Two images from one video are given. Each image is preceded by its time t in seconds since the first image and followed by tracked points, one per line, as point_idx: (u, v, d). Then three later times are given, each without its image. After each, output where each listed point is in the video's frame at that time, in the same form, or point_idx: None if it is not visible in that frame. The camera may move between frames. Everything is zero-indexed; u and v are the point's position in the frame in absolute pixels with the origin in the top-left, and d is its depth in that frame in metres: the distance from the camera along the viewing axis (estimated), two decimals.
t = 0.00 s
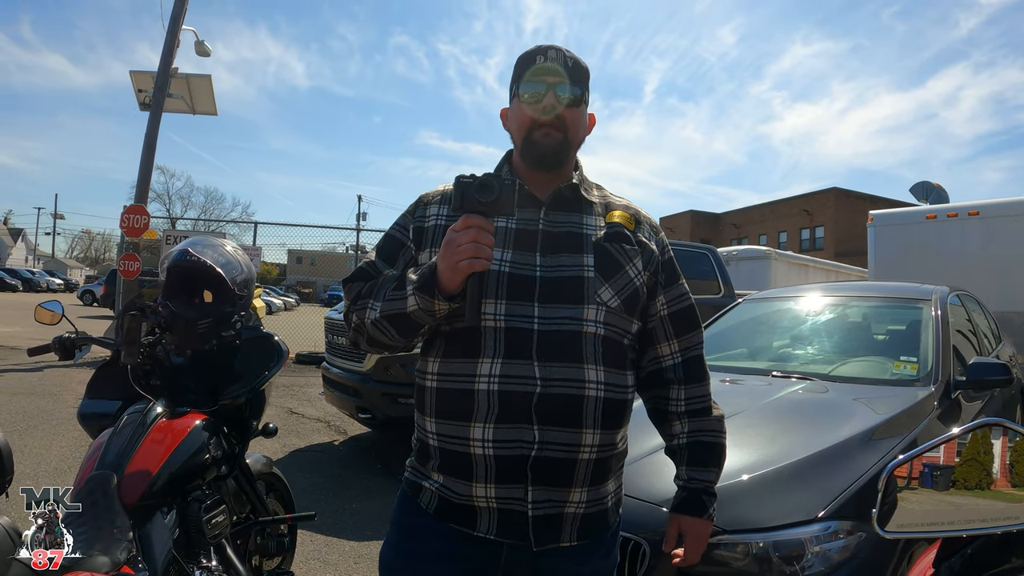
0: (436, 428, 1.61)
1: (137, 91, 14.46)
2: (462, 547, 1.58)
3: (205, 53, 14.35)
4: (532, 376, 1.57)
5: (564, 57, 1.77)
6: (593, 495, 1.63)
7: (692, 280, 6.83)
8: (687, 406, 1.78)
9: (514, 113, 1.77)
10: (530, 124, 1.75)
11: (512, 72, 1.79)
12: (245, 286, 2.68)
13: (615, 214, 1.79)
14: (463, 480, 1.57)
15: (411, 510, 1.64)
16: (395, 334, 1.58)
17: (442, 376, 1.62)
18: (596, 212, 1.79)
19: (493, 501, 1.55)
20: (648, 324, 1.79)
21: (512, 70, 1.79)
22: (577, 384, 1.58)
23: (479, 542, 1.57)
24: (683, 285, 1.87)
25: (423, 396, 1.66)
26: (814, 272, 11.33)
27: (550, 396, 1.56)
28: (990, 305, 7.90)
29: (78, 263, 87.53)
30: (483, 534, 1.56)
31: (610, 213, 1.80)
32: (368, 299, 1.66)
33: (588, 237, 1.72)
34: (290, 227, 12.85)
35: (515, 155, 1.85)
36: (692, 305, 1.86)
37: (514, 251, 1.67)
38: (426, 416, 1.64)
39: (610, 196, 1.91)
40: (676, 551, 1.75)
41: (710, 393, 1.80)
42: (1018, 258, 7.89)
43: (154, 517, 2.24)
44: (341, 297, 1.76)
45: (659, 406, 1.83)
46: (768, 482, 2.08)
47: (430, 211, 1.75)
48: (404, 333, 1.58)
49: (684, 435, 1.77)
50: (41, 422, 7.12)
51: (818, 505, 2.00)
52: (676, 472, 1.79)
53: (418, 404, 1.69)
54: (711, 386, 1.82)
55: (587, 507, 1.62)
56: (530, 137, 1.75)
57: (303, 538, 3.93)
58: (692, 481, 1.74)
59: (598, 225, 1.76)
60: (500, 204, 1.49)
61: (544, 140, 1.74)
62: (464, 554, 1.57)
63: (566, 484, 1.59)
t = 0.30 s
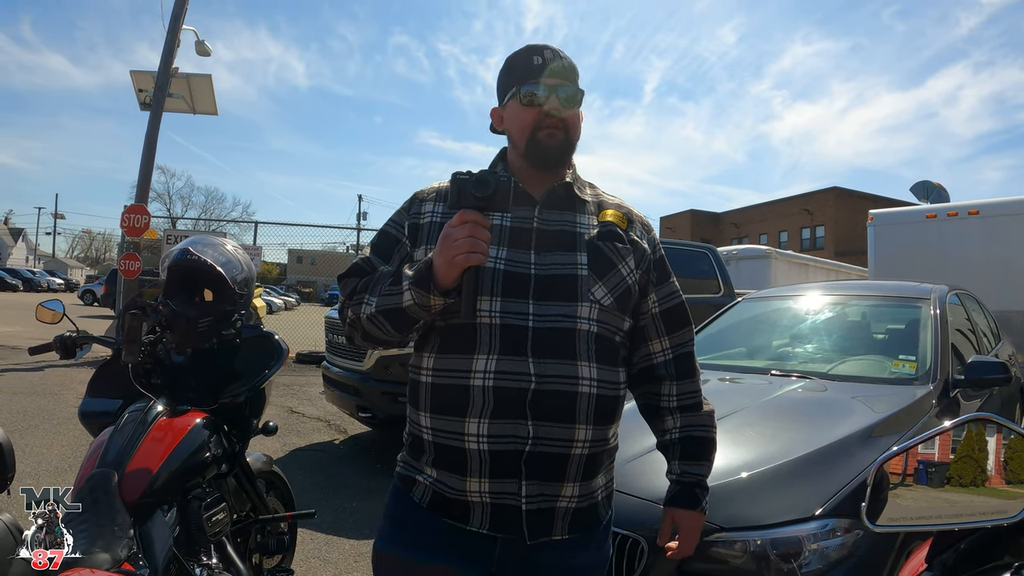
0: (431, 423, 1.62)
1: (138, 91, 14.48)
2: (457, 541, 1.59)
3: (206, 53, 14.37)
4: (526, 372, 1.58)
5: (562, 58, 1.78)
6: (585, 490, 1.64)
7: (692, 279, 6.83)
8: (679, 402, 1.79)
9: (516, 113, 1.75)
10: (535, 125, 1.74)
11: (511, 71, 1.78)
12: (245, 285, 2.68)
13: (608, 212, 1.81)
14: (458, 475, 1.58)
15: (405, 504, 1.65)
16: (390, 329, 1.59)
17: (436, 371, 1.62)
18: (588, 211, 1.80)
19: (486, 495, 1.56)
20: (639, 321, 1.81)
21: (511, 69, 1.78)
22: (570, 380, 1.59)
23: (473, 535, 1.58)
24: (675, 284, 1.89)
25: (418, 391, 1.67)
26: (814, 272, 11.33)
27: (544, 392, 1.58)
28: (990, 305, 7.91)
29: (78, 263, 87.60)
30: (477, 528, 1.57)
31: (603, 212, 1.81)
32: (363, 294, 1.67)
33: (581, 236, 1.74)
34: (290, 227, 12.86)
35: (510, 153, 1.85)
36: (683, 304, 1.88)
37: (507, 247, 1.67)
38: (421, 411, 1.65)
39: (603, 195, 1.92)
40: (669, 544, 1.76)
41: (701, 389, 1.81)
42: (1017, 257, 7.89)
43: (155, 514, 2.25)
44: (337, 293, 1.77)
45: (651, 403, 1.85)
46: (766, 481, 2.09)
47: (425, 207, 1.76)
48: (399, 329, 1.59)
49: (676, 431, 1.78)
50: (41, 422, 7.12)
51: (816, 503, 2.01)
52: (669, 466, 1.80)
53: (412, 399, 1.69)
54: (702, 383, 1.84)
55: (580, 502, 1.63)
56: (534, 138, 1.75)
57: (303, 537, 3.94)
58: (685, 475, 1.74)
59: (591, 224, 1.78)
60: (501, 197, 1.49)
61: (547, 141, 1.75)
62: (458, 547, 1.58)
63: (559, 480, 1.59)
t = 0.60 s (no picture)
0: (421, 420, 1.61)
1: (139, 91, 14.49)
2: (448, 538, 1.58)
3: (207, 53, 14.38)
4: (518, 368, 1.58)
5: (538, 64, 1.76)
6: (574, 483, 1.66)
7: (693, 279, 6.84)
8: (663, 396, 1.81)
9: (492, 127, 1.76)
10: (512, 139, 1.75)
11: (485, 79, 1.77)
12: (248, 285, 2.69)
13: (590, 212, 1.83)
14: (450, 471, 1.57)
15: (395, 502, 1.64)
16: (380, 328, 1.59)
17: (427, 368, 1.61)
18: (572, 210, 1.82)
19: (479, 491, 1.56)
20: (622, 317, 1.83)
21: (485, 78, 1.77)
22: (561, 375, 1.61)
23: (465, 532, 1.58)
24: (654, 281, 1.92)
25: (406, 388, 1.66)
26: (815, 272, 11.33)
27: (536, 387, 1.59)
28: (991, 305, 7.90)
29: (79, 262, 87.68)
30: (469, 524, 1.57)
31: (586, 211, 1.83)
32: (351, 294, 1.67)
33: (565, 234, 1.75)
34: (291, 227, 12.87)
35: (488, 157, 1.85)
36: (662, 300, 1.91)
37: (494, 245, 1.68)
38: (410, 408, 1.64)
39: (583, 194, 1.94)
40: (656, 532, 1.76)
41: (682, 383, 1.85)
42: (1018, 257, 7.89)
43: (157, 514, 2.25)
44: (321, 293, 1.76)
45: (632, 396, 1.87)
46: (766, 480, 2.10)
47: (410, 206, 1.75)
48: (389, 327, 1.58)
49: (659, 423, 1.80)
50: (43, 421, 7.13)
51: (817, 502, 2.01)
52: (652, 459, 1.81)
53: (399, 397, 1.68)
54: (683, 377, 1.87)
55: (570, 495, 1.65)
56: (511, 151, 1.76)
57: (305, 536, 3.95)
58: (671, 466, 1.76)
59: (575, 222, 1.80)
60: (494, 197, 1.52)
61: (526, 153, 1.76)
62: (450, 544, 1.58)
63: (550, 473, 1.61)
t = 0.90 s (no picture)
0: (389, 425, 1.63)
1: (142, 92, 14.53)
2: (418, 536, 1.61)
3: (210, 54, 14.42)
4: (482, 376, 1.60)
5: (498, 69, 1.75)
6: (539, 481, 1.69)
7: (696, 280, 6.84)
8: (620, 390, 1.82)
9: (452, 130, 1.75)
10: (473, 140, 1.73)
11: (444, 82, 1.76)
12: (253, 287, 2.69)
13: (550, 214, 1.83)
14: (417, 474, 1.60)
15: (367, 504, 1.67)
16: (348, 340, 1.60)
17: (393, 375, 1.62)
18: (529, 212, 1.81)
19: (447, 492, 1.59)
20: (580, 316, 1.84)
21: (444, 80, 1.75)
22: (523, 381, 1.63)
23: (435, 532, 1.61)
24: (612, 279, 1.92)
25: (373, 394, 1.67)
26: (818, 273, 11.33)
27: (499, 394, 1.60)
28: (993, 306, 7.90)
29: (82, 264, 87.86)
30: (438, 524, 1.60)
31: (544, 212, 1.84)
32: (318, 304, 1.67)
33: (520, 237, 1.75)
34: (294, 228, 12.90)
35: (448, 159, 1.84)
36: (620, 297, 1.92)
37: (456, 253, 1.68)
38: (378, 413, 1.65)
39: (540, 193, 1.93)
40: (616, 521, 1.75)
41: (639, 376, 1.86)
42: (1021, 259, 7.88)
43: (162, 515, 2.26)
44: (285, 302, 1.76)
45: (591, 391, 1.87)
46: (769, 482, 2.10)
47: (372, 214, 1.75)
48: (357, 340, 1.60)
49: (619, 417, 1.80)
50: (46, 422, 7.15)
51: (819, 504, 2.02)
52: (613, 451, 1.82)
53: (366, 401, 1.70)
54: (641, 369, 1.88)
55: (535, 493, 1.68)
56: (473, 152, 1.74)
57: (308, 537, 3.96)
58: (632, 457, 1.76)
59: (533, 225, 1.80)
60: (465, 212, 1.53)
61: (487, 156, 1.74)
62: (421, 545, 1.61)
63: (514, 473, 1.63)
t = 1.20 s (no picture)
0: (358, 417, 1.68)
1: (145, 93, 14.58)
2: (388, 520, 1.67)
3: (213, 55, 14.47)
4: (443, 373, 1.65)
5: (451, 80, 1.79)
6: (501, 468, 1.73)
7: (699, 279, 6.88)
8: (571, 380, 1.87)
9: (409, 140, 1.79)
10: (430, 151, 1.77)
11: (400, 95, 1.80)
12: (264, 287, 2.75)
13: (508, 217, 1.84)
14: (385, 464, 1.65)
15: (341, 493, 1.72)
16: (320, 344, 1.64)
17: (361, 372, 1.68)
18: (487, 216, 1.83)
19: (413, 481, 1.64)
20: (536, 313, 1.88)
21: (400, 94, 1.79)
22: (480, 377, 1.67)
23: (403, 518, 1.66)
24: (568, 276, 1.96)
25: (342, 389, 1.72)
26: (820, 271, 11.36)
27: (460, 390, 1.65)
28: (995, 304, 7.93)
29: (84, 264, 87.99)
30: (405, 510, 1.65)
31: (501, 216, 1.84)
32: (291, 308, 1.73)
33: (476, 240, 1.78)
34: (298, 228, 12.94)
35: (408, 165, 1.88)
36: (576, 294, 1.95)
37: (416, 258, 1.71)
38: (347, 406, 1.71)
39: (499, 194, 1.93)
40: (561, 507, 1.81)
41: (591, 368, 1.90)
42: None
43: (177, 512, 2.30)
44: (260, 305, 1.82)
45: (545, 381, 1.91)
46: (772, 476, 2.14)
47: (338, 221, 1.81)
48: (327, 343, 1.65)
49: (568, 406, 1.85)
50: (53, 422, 7.19)
51: (823, 498, 2.05)
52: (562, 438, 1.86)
53: (337, 396, 1.75)
54: (593, 361, 1.92)
55: (497, 478, 1.72)
56: (429, 163, 1.79)
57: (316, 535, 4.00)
58: (577, 445, 1.82)
59: (491, 228, 1.82)
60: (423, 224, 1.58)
61: (442, 165, 1.79)
62: (391, 530, 1.66)
63: (474, 461, 1.68)
